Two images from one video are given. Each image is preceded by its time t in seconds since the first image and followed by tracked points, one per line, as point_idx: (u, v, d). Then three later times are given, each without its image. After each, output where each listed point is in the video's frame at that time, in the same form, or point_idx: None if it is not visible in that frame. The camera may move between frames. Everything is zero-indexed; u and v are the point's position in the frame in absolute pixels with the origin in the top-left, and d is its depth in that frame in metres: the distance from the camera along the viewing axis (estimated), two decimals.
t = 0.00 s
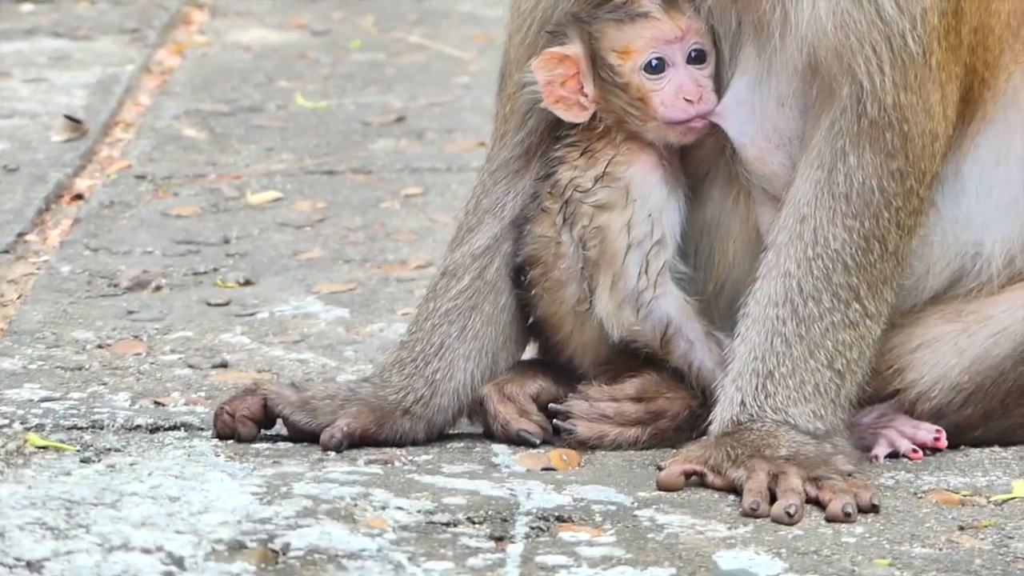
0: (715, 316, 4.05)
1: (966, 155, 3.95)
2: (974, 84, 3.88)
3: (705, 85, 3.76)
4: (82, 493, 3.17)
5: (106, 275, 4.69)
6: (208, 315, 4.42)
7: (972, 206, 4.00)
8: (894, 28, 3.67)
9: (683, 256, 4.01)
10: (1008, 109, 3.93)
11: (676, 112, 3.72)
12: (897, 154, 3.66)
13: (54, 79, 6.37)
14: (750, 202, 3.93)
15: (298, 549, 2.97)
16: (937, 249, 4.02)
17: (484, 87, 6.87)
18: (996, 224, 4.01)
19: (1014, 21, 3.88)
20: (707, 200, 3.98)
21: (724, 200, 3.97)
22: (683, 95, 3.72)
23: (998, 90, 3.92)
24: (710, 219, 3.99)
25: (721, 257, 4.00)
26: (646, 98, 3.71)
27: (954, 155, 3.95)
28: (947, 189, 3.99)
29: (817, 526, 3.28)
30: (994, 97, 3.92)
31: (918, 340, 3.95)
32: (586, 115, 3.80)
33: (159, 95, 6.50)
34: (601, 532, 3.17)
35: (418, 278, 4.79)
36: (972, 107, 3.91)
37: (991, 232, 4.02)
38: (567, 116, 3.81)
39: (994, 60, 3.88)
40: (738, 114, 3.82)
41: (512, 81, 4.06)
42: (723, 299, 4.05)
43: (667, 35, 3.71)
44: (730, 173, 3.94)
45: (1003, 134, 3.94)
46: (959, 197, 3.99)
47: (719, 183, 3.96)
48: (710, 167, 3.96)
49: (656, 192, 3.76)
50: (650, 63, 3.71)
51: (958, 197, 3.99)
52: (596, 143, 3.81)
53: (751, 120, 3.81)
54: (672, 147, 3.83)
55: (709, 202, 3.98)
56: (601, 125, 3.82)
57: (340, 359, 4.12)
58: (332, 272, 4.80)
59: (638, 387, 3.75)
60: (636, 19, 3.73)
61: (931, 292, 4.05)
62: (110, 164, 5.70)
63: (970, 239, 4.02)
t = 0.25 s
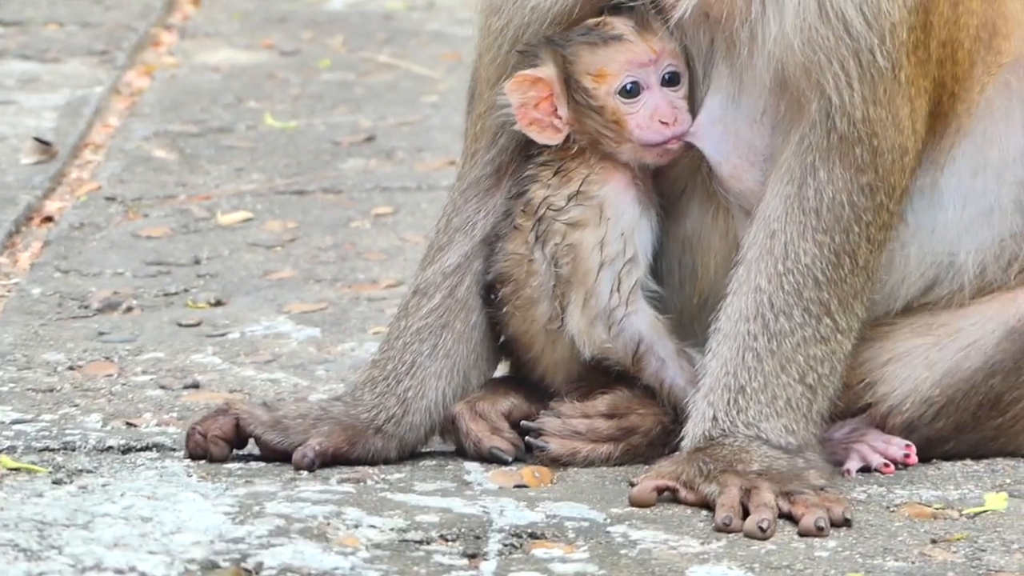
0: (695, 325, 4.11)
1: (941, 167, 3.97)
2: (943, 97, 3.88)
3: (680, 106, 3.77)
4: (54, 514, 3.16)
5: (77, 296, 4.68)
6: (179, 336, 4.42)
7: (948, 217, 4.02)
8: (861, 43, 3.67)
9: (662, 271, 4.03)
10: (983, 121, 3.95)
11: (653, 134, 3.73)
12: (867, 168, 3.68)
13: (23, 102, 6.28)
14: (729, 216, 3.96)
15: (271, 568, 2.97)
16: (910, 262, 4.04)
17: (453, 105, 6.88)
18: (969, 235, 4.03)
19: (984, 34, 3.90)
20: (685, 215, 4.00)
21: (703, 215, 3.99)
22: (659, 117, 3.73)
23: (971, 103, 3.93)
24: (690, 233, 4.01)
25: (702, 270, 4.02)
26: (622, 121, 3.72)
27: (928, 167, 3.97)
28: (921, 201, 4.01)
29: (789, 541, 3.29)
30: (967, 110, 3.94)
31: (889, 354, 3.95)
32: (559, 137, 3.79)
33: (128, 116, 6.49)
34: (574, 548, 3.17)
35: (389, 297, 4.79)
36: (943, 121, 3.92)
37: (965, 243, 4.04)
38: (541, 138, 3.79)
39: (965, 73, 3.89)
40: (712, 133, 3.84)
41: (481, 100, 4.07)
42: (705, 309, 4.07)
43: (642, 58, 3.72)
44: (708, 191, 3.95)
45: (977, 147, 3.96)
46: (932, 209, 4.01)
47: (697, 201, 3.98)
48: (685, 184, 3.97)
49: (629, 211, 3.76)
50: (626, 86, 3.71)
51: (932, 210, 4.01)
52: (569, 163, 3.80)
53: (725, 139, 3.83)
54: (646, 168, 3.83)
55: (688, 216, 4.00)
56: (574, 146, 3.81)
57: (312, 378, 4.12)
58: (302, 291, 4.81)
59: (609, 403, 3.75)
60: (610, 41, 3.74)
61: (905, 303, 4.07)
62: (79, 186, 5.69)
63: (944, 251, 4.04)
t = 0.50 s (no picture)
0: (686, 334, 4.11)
1: (926, 177, 3.98)
2: (922, 110, 3.85)
3: (665, 126, 3.77)
4: (36, 532, 3.15)
5: (57, 314, 4.66)
6: (160, 353, 4.41)
7: (931, 229, 4.02)
8: (840, 56, 3.68)
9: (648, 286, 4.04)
10: (966, 133, 3.97)
11: (637, 154, 3.73)
12: (848, 182, 3.68)
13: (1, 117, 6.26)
14: (715, 232, 3.97)
15: None
16: (894, 273, 4.05)
17: (432, 121, 6.88)
18: (953, 247, 4.03)
19: (963, 46, 3.90)
20: (671, 229, 4.01)
21: (689, 229, 4.00)
22: (643, 137, 3.74)
23: (953, 115, 3.94)
24: (676, 246, 4.02)
25: (691, 281, 4.03)
26: (607, 141, 3.73)
27: (912, 178, 3.98)
28: (905, 212, 4.01)
29: (773, 554, 3.29)
30: (949, 121, 3.94)
31: (871, 368, 3.95)
32: (544, 157, 3.78)
33: (107, 134, 6.48)
34: (558, 564, 3.17)
35: (370, 313, 4.79)
36: (925, 132, 3.91)
37: (948, 254, 4.04)
38: (525, 158, 3.79)
39: (945, 85, 3.88)
40: (697, 149, 3.84)
41: (463, 117, 4.07)
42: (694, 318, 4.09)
43: (626, 77, 3.72)
44: (693, 206, 3.97)
45: (959, 158, 3.98)
46: (915, 221, 4.02)
47: (682, 215, 3.99)
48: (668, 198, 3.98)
49: (614, 228, 3.77)
50: (610, 106, 3.72)
51: (916, 221, 4.02)
52: (554, 181, 3.80)
53: (710, 155, 3.83)
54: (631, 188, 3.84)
55: (674, 230, 4.01)
56: (559, 164, 3.81)
57: (294, 395, 4.11)
58: (283, 308, 4.80)
59: (592, 419, 3.75)
60: (593, 62, 3.74)
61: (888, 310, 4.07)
62: (58, 204, 5.67)
63: (928, 263, 4.04)
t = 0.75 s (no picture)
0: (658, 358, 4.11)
1: (905, 199, 4.00)
2: (909, 126, 3.87)
3: (645, 140, 3.77)
4: (23, 549, 3.15)
5: (44, 332, 4.67)
6: (148, 371, 4.41)
7: (915, 249, 4.04)
8: (830, 72, 3.69)
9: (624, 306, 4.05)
10: (946, 150, 3.99)
11: (618, 168, 3.74)
12: (835, 198, 3.70)
13: None
14: (690, 251, 3.97)
15: None
16: (878, 294, 4.05)
17: (418, 137, 6.89)
18: (937, 265, 4.05)
19: (949, 63, 3.89)
20: (646, 251, 4.02)
21: (663, 250, 4.00)
22: (624, 151, 3.74)
23: (936, 132, 3.95)
24: (650, 268, 4.03)
25: (663, 303, 4.04)
26: (587, 156, 3.73)
27: (893, 199, 4.00)
28: (887, 233, 4.02)
29: (761, 569, 3.29)
30: (932, 138, 3.95)
31: (859, 383, 3.95)
32: (526, 174, 3.80)
33: (93, 152, 6.48)
34: None
35: (357, 330, 4.80)
36: (910, 149, 3.92)
37: (933, 273, 4.06)
38: (507, 174, 3.80)
39: (931, 100, 3.89)
40: (678, 164, 3.85)
41: (449, 133, 4.08)
42: (666, 344, 4.09)
43: (606, 92, 3.73)
44: (671, 224, 3.97)
45: (940, 177, 4.00)
46: (900, 241, 4.03)
47: (659, 234, 4.00)
48: (651, 214, 3.99)
49: (597, 246, 3.77)
50: (590, 120, 3.73)
51: (897, 241, 4.03)
52: (537, 199, 3.80)
53: (692, 171, 3.85)
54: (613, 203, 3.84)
55: (649, 252, 4.02)
56: (541, 182, 3.81)
57: (281, 412, 4.11)
58: (270, 325, 4.80)
59: (579, 434, 3.75)
60: (573, 77, 3.75)
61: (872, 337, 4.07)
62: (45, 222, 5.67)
63: (912, 281, 4.05)
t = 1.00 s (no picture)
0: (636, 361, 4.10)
1: (886, 200, 4.03)
2: (890, 127, 3.88)
3: (622, 140, 3.80)
4: (5, 553, 3.15)
5: (27, 336, 4.67)
6: (130, 375, 4.42)
7: (892, 249, 4.07)
8: (807, 74, 3.68)
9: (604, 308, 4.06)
10: (925, 152, 4.01)
11: (597, 168, 3.77)
12: (816, 199, 3.71)
13: None
14: (669, 250, 3.99)
15: None
16: (857, 294, 4.08)
17: (401, 141, 6.91)
18: (916, 265, 4.08)
19: (929, 65, 3.90)
20: (625, 251, 4.05)
21: (641, 251, 4.03)
22: (601, 151, 3.77)
23: (914, 133, 3.96)
24: (628, 269, 4.05)
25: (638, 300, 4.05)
26: (565, 157, 3.76)
27: (872, 202, 4.02)
28: (866, 234, 4.06)
29: (742, 572, 3.30)
30: (911, 139, 3.97)
31: (840, 386, 3.95)
32: (505, 176, 3.82)
33: (77, 156, 6.49)
34: None
35: (340, 333, 4.81)
36: (891, 149, 3.94)
37: (910, 275, 4.08)
38: (486, 177, 3.83)
39: (911, 101, 3.90)
40: (656, 165, 3.88)
41: (429, 138, 4.10)
42: (644, 347, 4.09)
43: (583, 93, 3.76)
44: (648, 227, 4.00)
45: (919, 177, 4.03)
46: (878, 240, 4.07)
47: (637, 236, 4.03)
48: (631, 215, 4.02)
49: (577, 248, 3.79)
50: (567, 121, 3.76)
51: (874, 241, 4.07)
52: (516, 202, 3.83)
53: (670, 171, 3.88)
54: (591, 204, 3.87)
55: (628, 252, 4.05)
56: (519, 184, 3.84)
57: (263, 415, 4.12)
58: (253, 329, 4.81)
59: (561, 436, 3.76)
60: (550, 79, 3.78)
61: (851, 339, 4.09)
62: (28, 226, 5.68)
63: (891, 280, 4.08)
